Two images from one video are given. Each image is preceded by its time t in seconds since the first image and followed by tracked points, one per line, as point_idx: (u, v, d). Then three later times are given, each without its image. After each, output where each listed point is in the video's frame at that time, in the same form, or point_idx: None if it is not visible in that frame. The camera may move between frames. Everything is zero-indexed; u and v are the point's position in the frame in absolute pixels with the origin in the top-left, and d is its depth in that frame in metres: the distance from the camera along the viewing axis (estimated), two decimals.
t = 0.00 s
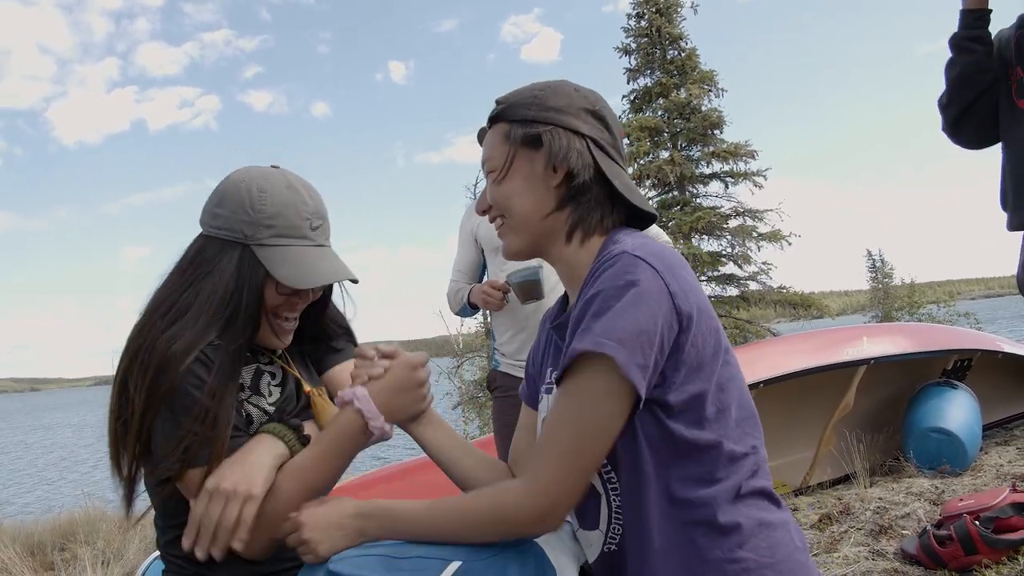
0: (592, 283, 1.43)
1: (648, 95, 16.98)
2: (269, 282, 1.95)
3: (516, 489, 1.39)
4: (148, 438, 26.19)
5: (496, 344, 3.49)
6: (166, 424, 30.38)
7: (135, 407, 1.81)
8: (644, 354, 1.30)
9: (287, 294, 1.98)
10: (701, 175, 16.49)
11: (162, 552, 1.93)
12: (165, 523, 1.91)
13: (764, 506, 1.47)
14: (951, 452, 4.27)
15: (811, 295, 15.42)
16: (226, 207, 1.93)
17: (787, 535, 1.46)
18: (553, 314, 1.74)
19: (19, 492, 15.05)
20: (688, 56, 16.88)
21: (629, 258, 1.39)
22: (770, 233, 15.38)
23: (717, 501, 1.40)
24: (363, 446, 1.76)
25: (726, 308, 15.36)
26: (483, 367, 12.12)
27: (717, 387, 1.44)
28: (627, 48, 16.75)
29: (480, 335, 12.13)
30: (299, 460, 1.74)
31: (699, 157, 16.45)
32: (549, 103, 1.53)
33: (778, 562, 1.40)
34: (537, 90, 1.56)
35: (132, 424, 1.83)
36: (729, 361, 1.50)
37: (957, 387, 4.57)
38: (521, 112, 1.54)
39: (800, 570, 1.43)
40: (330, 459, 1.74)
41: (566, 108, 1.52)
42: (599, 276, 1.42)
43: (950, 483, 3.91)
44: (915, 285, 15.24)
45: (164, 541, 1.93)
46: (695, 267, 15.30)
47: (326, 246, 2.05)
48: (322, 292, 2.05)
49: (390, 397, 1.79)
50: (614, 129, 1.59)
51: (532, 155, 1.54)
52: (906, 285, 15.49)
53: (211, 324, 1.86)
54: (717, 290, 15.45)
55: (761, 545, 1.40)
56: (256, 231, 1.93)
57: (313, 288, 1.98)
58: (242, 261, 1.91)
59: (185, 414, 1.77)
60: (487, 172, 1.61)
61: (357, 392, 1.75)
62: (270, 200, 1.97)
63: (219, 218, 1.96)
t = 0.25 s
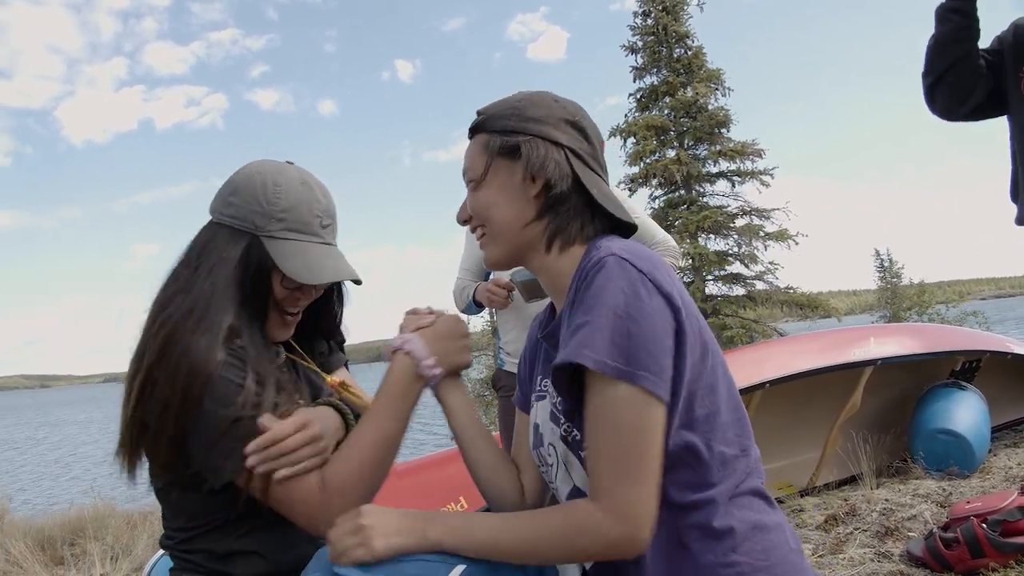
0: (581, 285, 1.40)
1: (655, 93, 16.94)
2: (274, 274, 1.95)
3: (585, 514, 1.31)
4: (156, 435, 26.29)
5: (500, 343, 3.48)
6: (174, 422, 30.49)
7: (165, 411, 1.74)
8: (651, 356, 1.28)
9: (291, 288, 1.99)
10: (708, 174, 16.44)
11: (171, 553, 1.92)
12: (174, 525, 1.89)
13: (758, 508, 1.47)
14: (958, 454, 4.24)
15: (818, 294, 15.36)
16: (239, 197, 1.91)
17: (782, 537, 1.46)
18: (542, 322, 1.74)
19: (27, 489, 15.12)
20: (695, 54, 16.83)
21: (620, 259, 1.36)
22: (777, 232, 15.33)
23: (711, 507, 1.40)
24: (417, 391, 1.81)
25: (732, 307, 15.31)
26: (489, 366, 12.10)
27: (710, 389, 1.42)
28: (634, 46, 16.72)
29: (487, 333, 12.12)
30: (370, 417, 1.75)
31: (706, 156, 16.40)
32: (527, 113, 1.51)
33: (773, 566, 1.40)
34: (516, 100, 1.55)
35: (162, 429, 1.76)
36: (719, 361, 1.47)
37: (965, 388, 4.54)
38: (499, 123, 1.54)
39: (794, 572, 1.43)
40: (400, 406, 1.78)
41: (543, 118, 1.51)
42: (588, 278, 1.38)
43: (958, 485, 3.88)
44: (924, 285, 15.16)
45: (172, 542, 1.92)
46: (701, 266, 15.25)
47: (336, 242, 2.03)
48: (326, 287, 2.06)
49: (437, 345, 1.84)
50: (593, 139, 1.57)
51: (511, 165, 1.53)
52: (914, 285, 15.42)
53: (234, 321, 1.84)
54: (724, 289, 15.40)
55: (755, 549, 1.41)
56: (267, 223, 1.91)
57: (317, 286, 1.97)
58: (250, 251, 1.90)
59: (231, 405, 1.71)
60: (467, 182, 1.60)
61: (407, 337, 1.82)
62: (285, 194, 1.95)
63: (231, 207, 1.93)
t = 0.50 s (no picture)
0: (601, 286, 1.40)
1: (668, 91, 16.89)
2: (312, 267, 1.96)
3: (636, 517, 1.30)
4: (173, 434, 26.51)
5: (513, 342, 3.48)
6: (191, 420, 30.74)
7: (198, 413, 1.72)
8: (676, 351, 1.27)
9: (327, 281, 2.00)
10: (722, 172, 16.38)
11: (190, 556, 1.90)
12: (193, 527, 1.88)
13: (769, 506, 1.47)
14: (976, 452, 4.21)
15: (834, 292, 15.26)
16: (272, 191, 1.94)
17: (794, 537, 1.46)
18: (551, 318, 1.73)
19: (47, 487, 15.29)
20: (708, 52, 16.76)
21: (641, 258, 1.36)
22: (792, 229, 15.25)
23: (724, 507, 1.40)
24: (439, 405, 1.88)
25: (747, 305, 15.24)
26: (503, 365, 12.11)
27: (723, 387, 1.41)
28: (647, 44, 16.68)
29: (501, 332, 12.13)
30: (393, 436, 1.80)
31: (720, 153, 16.33)
32: (522, 114, 1.52)
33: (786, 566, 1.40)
34: (510, 102, 1.56)
35: (191, 432, 1.73)
36: (730, 359, 1.46)
37: (983, 387, 4.50)
38: (497, 127, 1.54)
39: (806, 573, 1.42)
40: (423, 423, 1.82)
41: (539, 117, 1.51)
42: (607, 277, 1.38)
43: (975, 484, 3.85)
44: (941, 282, 15.02)
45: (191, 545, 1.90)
46: (715, 264, 15.19)
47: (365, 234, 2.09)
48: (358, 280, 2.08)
49: (461, 356, 1.91)
50: (590, 135, 1.57)
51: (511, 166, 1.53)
52: (932, 282, 15.29)
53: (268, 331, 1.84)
54: (738, 287, 15.33)
55: (767, 549, 1.40)
56: (303, 215, 1.94)
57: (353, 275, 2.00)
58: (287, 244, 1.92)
59: (262, 418, 1.70)
60: (467, 188, 1.61)
61: (431, 351, 1.88)
62: (317, 187, 1.99)
63: (263, 202, 1.95)
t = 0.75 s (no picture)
0: (602, 293, 1.39)
1: (672, 89, 16.87)
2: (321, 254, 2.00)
3: (628, 523, 1.31)
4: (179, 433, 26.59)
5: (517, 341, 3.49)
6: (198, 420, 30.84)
7: (211, 413, 1.73)
8: (680, 360, 1.27)
9: (337, 268, 2.04)
10: (726, 170, 16.35)
11: (196, 554, 1.92)
12: (199, 528, 1.90)
13: (772, 509, 1.48)
14: (980, 450, 4.21)
15: (839, 290, 15.24)
16: (272, 185, 1.98)
17: (797, 540, 1.48)
18: (554, 320, 1.75)
19: (54, 486, 15.36)
20: (712, 49, 16.73)
21: (639, 265, 1.35)
22: (796, 227, 15.22)
23: (729, 512, 1.41)
24: (442, 402, 1.91)
25: (752, 303, 15.22)
26: (507, 364, 12.12)
27: (726, 392, 1.42)
28: (651, 42, 16.65)
29: (505, 331, 12.14)
30: (400, 430, 1.83)
31: (724, 151, 16.30)
32: (510, 121, 1.52)
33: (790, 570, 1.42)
34: (494, 111, 1.56)
35: (203, 435, 1.75)
36: (733, 362, 1.47)
37: (988, 384, 4.50)
38: (488, 137, 1.54)
39: None
40: (427, 420, 1.86)
41: (528, 121, 1.52)
42: (608, 285, 1.38)
43: (979, 483, 3.86)
44: (947, 280, 14.98)
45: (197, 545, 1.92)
46: (720, 262, 15.17)
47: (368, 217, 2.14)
48: (366, 262, 2.12)
49: (461, 353, 1.93)
50: (580, 130, 1.57)
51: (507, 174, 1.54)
52: (937, 279, 15.25)
53: (280, 326, 1.85)
54: (742, 285, 15.32)
55: (773, 554, 1.42)
56: (307, 204, 1.98)
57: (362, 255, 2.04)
58: (294, 235, 1.95)
59: (276, 415, 1.72)
60: (465, 203, 1.62)
61: (429, 347, 1.91)
62: (317, 177, 2.04)
63: (264, 198, 1.98)
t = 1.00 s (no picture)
0: (604, 292, 1.39)
1: (673, 88, 16.86)
2: (310, 245, 2.01)
3: (621, 525, 1.33)
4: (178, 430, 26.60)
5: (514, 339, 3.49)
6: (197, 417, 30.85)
7: (203, 409, 1.73)
8: (683, 360, 1.27)
9: (329, 256, 2.05)
10: (726, 169, 16.35)
11: (194, 546, 1.93)
12: (198, 521, 1.91)
13: (773, 511, 1.49)
14: (977, 451, 4.22)
15: (837, 290, 15.25)
16: (258, 181, 1.99)
17: (797, 541, 1.49)
18: (555, 319, 1.76)
19: (52, 483, 15.37)
20: (713, 49, 16.72)
21: (643, 265, 1.35)
22: (796, 227, 15.22)
23: (728, 515, 1.41)
24: (439, 401, 1.91)
25: (751, 302, 15.23)
26: (506, 362, 12.13)
27: (728, 394, 1.43)
28: (651, 41, 16.64)
29: (504, 330, 12.14)
30: (394, 429, 1.82)
31: (724, 151, 16.30)
32: (499, 125, 1.54)
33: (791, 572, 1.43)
34: (481, 116, 1.57)
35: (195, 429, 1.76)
36: (735, 364, 1.47)
37: (985, 385, 4.51)
38: (480, 145, 1.54)
39: None
40: (423, 419, 1.85)
41: (516, 122, 1.53)
42: (611, 284, 1.38)
43: (976, 483, 3.86)
44: (946, 280, 14.98)
45: (195, 538, 1.93)
46: (719, 261, 15.17)
47: (356, 205, 2.15)
48: (355, 249, 2.14)
49: (459, 354, 1.93)
50: (568, 127, 1.59)
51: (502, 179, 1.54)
52: (937, 280, 15.25)
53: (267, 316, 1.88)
54: (742, 285, 15.32)
55: (773, 556, 1.43)
56: (293, 197, 1.99)
57: (352, 242, 2.05)
58: (283, 226, 1.96)
59: (259, 409, 1.72)
60: (461, 214, 1.62)
61: (429, 347, 1.91)
62: (302, 170, 2.05)
63: (252, 195, 2.00)
